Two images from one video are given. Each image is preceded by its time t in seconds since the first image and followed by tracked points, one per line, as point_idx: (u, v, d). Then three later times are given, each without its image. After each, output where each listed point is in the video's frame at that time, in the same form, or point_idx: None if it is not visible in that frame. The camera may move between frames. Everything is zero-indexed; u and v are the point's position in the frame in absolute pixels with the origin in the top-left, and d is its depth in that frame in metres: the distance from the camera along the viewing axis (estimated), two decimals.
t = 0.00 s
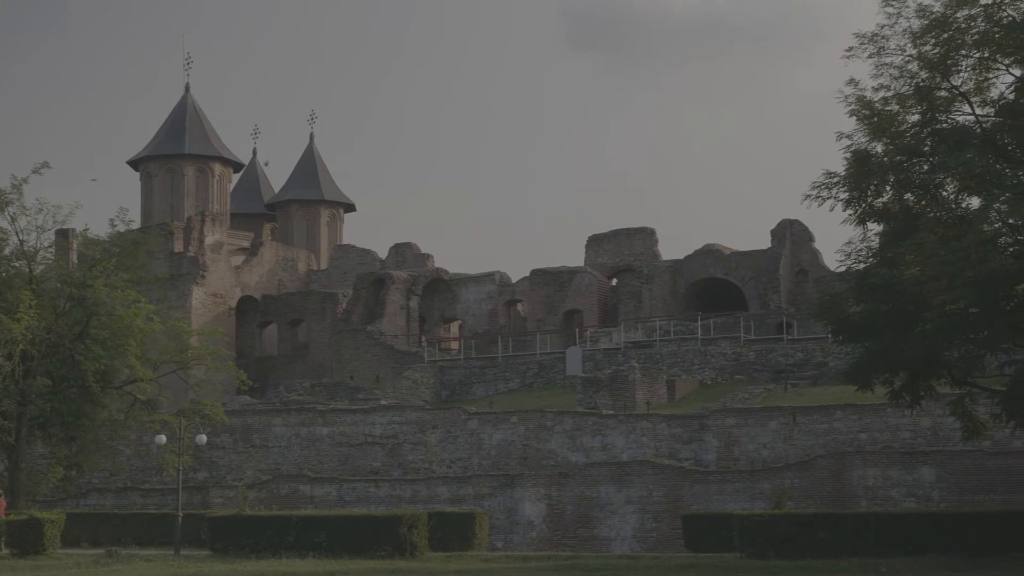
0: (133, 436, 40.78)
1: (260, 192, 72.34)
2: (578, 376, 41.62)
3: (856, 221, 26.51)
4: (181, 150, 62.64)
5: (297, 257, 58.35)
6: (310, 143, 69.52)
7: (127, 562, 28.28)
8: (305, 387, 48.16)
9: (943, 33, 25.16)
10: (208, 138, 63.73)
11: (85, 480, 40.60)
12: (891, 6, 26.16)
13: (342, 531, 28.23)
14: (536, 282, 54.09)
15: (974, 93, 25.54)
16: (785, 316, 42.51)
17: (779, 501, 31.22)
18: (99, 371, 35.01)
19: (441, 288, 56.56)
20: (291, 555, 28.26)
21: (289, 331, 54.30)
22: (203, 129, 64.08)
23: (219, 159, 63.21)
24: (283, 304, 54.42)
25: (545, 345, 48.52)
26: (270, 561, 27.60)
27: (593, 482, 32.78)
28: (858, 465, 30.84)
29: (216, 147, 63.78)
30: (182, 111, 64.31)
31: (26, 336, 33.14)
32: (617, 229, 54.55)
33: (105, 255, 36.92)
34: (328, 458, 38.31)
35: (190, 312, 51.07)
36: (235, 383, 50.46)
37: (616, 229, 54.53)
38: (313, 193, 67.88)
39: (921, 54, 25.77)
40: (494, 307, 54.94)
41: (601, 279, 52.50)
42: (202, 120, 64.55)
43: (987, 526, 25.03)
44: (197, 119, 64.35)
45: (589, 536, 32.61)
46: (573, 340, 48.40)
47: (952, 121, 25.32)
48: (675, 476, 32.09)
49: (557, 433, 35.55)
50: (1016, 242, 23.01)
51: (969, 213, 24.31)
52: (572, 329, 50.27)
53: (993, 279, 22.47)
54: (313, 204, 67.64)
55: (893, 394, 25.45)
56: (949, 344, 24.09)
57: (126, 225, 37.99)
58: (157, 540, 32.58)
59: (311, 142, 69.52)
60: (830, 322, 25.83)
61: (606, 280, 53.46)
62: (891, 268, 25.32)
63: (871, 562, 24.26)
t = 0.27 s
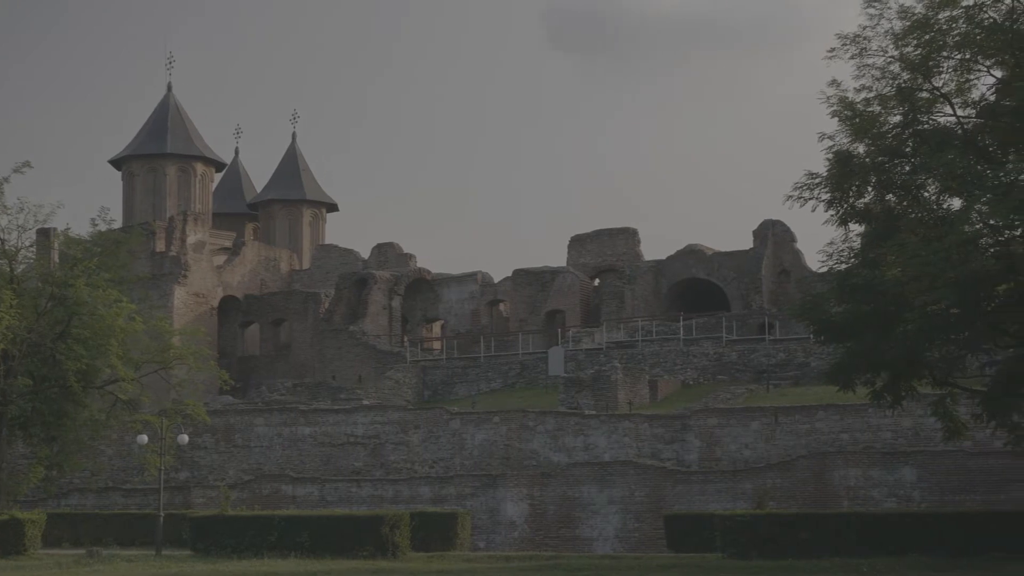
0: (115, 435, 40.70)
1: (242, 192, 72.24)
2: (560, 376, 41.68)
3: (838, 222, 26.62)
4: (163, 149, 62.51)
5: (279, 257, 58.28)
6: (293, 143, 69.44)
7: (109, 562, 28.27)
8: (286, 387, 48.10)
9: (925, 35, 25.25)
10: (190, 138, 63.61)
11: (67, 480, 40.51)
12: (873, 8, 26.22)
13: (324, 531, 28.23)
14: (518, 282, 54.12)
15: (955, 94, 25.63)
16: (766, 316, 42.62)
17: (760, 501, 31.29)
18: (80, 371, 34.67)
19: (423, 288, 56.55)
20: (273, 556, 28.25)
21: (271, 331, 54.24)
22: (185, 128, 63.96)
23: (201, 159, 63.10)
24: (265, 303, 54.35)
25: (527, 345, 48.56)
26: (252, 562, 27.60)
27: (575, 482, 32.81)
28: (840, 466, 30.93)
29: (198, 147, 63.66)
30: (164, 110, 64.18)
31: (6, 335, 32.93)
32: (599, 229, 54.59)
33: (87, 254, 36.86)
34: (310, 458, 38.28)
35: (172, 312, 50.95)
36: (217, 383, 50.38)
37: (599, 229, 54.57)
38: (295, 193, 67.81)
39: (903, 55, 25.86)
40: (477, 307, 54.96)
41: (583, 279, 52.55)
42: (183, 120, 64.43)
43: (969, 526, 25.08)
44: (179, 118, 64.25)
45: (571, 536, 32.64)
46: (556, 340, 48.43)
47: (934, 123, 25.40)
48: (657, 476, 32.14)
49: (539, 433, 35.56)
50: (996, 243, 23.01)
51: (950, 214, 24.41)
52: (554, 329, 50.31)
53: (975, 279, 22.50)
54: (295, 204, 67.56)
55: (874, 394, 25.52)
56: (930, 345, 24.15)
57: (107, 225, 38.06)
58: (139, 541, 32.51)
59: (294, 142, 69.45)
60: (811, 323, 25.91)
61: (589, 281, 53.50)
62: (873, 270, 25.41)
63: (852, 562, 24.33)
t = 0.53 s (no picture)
0: (97, 435, 40.60)
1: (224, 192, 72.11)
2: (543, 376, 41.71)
3: (820, 222, 26.69)
4: (145, 148, 62.36)
5: (262, 257, 58.20)
6: (275, 142, 69.34)
7: (90, 562, 28.24)
8: (269, 387, 48.01)
9: (907, 36, 25.35)
10: (172, 137, 63.48)
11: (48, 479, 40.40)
12: (855, 9, 26.31)
13: (306, 531, 28.21)
14: (501, 282, 54.14)
15: (936, 95, 25.73)
16: (749, 317, 42.72)
17: (742, 501, 31.35)
18: (61, 371, 34.49)
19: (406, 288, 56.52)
20: (255, 556, 28.22)
21: (253, 331, 54.16)
22: (168, 127, 63.82)
23: (183, 158, 62.98)
24: (247, 303, 54.27)
25: (509, 346, 48.57)
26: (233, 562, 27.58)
27: (557, 482, 32.84)
28: (821, 466, 31.02)
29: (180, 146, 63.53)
30: (146, 109, 64.02)
31: None
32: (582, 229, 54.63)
33: (69, 254, 36.78)
34: (292, 458, 38.23)
35: (154, 312, 50.83)
36: (199, 383, 50.28)
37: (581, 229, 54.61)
38: (277, 192, 67.71)
39: (885, 56, 25.94)
40: (459, 307, 54.96)
41: (566, 279, 52.59)
42: (166, 119, 64.28)
43: (950, 526, 25.18)
44: (161, 118, 64.09)
45: (553, 536, 32.67)
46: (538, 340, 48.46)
47: (916, 124, 25.49)
48: (639, 476, 32.18)
49: (521, 433, 35.57)
50: (978, 244, 22.96)
51: (932, 215, 24.50)
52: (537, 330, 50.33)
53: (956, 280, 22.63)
54: (278, 204, 67.47)
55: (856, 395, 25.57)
56: (911, 345, 24.24)
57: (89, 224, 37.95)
58: (120, 541, 32.43)
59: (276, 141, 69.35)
60: (793, 324, 25.97)
61: (571, 281, 53.54)
62: (855, 270, 25.49)
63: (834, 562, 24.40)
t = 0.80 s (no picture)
0: (76, 435, 40.48)
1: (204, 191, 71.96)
2: (523, 376, 41.73)
3: (800, 223, 26.75)
4: (125, 148, 62.19)
5: (242, 257, 58.10)
6: (256, 142, 69.23)
7: (69, 562, 28.19)
8: (248, 387, 47.91)
9: (887, 37, 25.44)
10: (152, 136, 63.34)
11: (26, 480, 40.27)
12: (836, 10, 26.38)
13: (286, 531, 28.19)
14: (481, 282, 54.15)
15: (916, 97, 25.83)
16: (729, 317, 42.82)
17: (722, 501, 31.41)
18: (40, 371, 34.38)
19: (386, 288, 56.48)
20: (235, 556, 28.18)
21: (233, 331, 54.07)
22: (148, 127, 63.67)
23: (163, 157, 62.84)
24: (228, 303, 54.18)
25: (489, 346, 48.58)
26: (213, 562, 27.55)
27: (537, 482, 32.87)
28: (801, 466, 31.11)
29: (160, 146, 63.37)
30: (125, 109, 63.86)
31: None
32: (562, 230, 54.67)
33: (48, 254, 36.71)
34: (272, 458, 38.18)
35: (134, 311, 50.69)
36: (178, 383, 50.16)
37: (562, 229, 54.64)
38: (258, 192, 67.60)
39: (865, 58, 26.03)
40: (440, 307, 54.95)
41: (546, 280, 52.64)
42: (146, 118, 64.13)
43: (929, 526, 25.27)
44: (141, 117, 63.94)
45: (533, 536, 32.70)
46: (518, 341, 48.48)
47: (895, 125, 25.58)
48: (619, 476, 32.22)
49: (502, 433, 35.57)
50: (958, 245, 23.19)
51: (911, 216, 24.59)
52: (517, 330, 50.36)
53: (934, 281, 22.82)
54: (258, 204, 67.36)
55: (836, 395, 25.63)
56: (890, 346, 24.31)
57: (68, 223, 37.87)
58: (99, 541, 32.33)
59: (256, 141, 69.24)
60: (773, 325, 26.04)
61: (552, 281, 53.59)
62: (835, 271, 25.56)
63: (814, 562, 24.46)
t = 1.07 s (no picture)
0: (55, 435, 40.34)
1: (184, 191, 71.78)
2: (503, 376, 41.76)
3: (780, 223, 26.83)
4: (105, 147, 62.02)
5: (222, 256, 57.99)
6: (236, 141, 69.10)
7: (48, 562, 28.15)
8: (229, 387, 47.81)
9: (867, 38, 25.53)
10: (132, 135, 63.18)
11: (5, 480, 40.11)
12: (816, 11, 26.46)
13: (266, 531, 28.15)
14: (461, 282, 54.16)
15: (896, 98, 25.92)
16: (709, 317, 42.92)
17: (702, 502, 31.47)
18: (19, 370, 34.27)
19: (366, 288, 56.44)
20: (214, 557, 28.13)
21: (213, 331, 53.98)
22: (127, 126, 63.51)
23: (143, 157, 62.69)
24: (207, 303, 54.08)
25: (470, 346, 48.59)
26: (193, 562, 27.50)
27: (517, 482, 32.89)
28: (781, 466, 31.20)
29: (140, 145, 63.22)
30: (105, 107, 63.69)
31: None
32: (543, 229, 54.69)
33: (27, 253, 36.65)
34: (252, 457, 38.13)
35: (114, 311, 50.54)
36: (158, 383, 50.03)
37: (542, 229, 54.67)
38: (238, 191, 67.47)
39: (845, 59, 26.11)
40: (420, 307, 54.97)
41: (526, 280, 52.72)
42: (125, 117, 63.96)
43: (909, 526, 25.39)
44: (120, 116, 63.78)
45: (514, 536, 32.72)
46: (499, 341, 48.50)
47: (875, 126, 25.68)
48: (599, 477, 32.26)
49: (482, 434, 35.57)
50: (937, 246, 23.29)
51: (890, 216, 24.68)
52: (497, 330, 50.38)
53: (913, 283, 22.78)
54: (238, 203, 67.24)
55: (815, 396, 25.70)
56: (869, 346, 24.40)
57: (47, 223, 37.78)
58: (77, 541, 32.23)
59: (236, 140, 69.11)
60: (753, 325, 26.10)
61: (532, 281, 53.64)
62: (815, 271, 25.62)
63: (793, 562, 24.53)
